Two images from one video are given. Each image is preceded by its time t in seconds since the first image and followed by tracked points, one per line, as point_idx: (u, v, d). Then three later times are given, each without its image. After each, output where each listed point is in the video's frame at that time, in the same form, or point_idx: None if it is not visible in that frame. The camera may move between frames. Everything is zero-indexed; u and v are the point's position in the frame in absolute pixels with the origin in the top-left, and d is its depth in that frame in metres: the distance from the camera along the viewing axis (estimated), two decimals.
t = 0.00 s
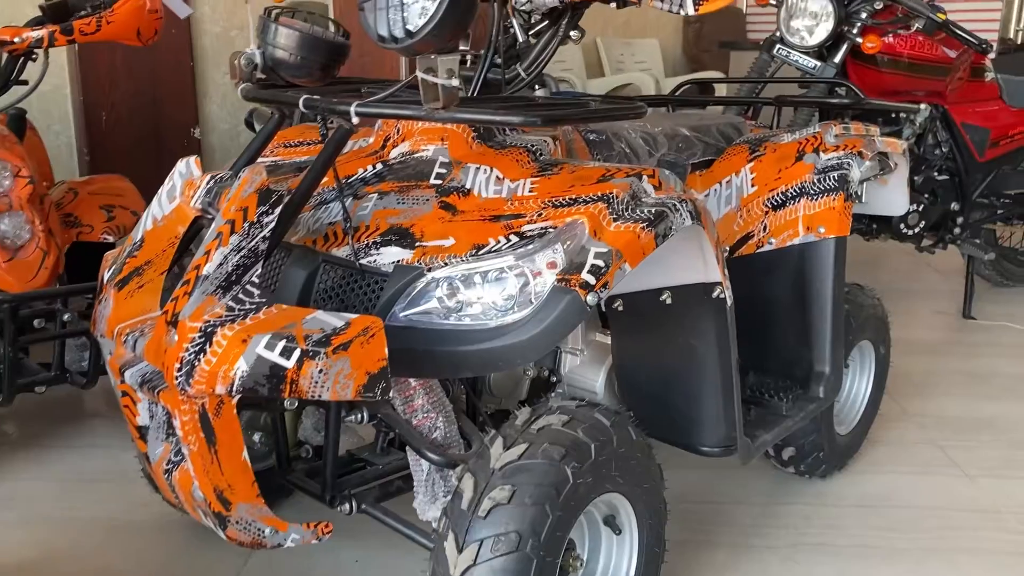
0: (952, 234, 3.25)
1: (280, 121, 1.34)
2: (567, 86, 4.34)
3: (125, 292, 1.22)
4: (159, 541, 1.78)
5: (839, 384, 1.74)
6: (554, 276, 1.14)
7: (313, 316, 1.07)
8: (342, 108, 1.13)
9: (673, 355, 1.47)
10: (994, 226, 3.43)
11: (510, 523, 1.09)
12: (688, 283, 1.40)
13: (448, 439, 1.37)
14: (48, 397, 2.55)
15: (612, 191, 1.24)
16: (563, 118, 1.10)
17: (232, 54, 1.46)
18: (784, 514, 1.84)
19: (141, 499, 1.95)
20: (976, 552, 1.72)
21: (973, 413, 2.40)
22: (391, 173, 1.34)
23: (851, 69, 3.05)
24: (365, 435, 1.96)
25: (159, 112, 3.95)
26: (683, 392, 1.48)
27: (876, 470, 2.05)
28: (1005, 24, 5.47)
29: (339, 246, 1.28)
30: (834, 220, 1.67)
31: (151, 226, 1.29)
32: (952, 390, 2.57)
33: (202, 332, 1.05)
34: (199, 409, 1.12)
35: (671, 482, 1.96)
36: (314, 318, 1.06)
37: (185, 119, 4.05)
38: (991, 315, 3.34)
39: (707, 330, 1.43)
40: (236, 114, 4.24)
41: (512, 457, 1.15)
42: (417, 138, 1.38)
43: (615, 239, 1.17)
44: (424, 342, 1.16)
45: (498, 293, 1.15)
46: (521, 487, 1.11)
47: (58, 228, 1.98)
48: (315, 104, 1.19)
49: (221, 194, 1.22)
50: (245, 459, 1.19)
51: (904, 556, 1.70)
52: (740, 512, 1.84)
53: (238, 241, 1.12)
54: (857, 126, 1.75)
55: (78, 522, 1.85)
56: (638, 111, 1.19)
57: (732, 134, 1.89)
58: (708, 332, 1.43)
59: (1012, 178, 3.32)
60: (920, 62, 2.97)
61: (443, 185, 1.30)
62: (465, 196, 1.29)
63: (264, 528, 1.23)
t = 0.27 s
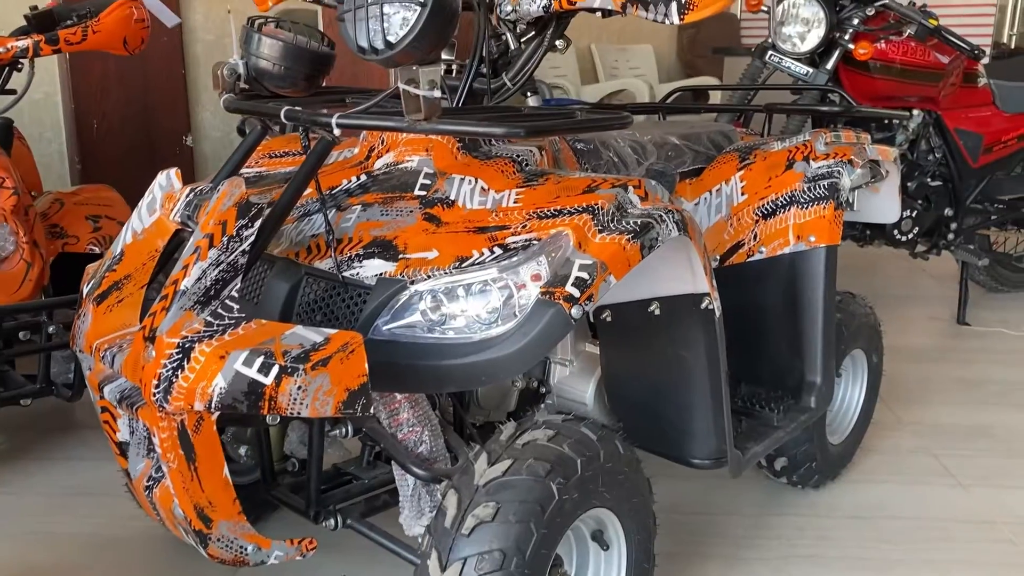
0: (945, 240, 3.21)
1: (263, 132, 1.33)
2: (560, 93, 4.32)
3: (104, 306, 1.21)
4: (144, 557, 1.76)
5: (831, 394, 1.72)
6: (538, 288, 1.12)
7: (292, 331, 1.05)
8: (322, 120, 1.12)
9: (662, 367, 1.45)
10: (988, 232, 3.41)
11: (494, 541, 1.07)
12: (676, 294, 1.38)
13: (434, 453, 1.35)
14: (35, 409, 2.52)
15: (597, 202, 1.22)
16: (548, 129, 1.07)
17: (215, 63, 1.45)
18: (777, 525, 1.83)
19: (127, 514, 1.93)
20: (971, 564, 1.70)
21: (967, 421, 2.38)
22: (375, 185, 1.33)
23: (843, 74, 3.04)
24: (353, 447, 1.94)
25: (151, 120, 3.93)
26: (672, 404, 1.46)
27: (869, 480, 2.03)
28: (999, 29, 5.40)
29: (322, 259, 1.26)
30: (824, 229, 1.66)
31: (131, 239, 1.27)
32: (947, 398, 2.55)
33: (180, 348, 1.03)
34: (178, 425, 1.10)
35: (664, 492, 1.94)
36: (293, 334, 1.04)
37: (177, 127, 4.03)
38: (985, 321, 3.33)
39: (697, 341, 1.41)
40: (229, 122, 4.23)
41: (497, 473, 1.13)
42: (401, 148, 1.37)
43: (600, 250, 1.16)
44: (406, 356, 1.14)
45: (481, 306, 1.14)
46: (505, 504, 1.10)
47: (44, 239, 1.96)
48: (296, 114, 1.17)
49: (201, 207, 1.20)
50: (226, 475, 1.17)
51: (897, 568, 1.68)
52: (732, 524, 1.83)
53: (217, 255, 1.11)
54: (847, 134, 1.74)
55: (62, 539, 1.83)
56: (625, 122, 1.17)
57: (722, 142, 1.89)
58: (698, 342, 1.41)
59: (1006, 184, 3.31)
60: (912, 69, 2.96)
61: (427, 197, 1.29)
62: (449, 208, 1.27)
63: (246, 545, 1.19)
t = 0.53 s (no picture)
0: (944, 246, 3.22)
1: (253, 142, 1.32)
2: (557, 100, 4.31)
3: (90, 319, 1.19)
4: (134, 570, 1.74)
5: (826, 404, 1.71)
6: (530, 300, 1.11)
7: (279, 345, 1.03)
8: (311, 130, 1.10)
9: (658, 378, 1.43)
10: (986, 238, 3.40)
11: (485, 557, 1.06)
12: (671, 305, 1.36)
13: (426, 466, 1.33)
14: (27, 420, 2.50)
15: (590, 212, 1.21)
16: (539, 139, 1.06)
17: (203, 75, 1.42)
18: (775, 536, 1.81)
19: (118, 526, 1.91)
20: None
21: (966, 429, 2.37)
22: (365, 195, 1.31)
23: (840, 80, 3.01)
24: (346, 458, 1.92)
25: (146, 128, 3.90)
26: (668, 416, 1.44)
27: (868, 490, 2.01)
28: (995, 35, 5.40)
29: (311, 270, 1.24)
30: (821, 238, 1.64)
31: (118, 251, 1.26)
32: (946, 406, 2.54)
33: (166, 362, 1.01)
34: (164, 441, 1.09)
35: (660, 503, 1.93)
36: (281, 348, 1.03)
37: (172, 135, 4.00)
38: (984, 328, 3.31)
39: (692, 352, 1.40)
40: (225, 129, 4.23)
41: (489, 488, 1.12)
42: (392, 158, 1.35)
43: (592, 262, 1.15)
44: (397, 369, 1.13)
45: (473, 318, 1.12)
46: (497, 520, 1.08)
47: (34, 250, 1.94)
48: (284, 124, 1.15)
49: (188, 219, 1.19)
50: (214, 490, 1.16)
51: None
52: (729, 534, 1.81)
53: (204, 268, 1.09)
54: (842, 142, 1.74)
55: (52, 552, 1.81)
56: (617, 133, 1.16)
57: (717, 148, 1.88)
58: (693, 353, 1.39)
59: (1005, 189, 3.30)
60: (909, 74, 2.95)
61: (418, 208, 1.27)
62: (440, 218, 1.26)
63: (235, 561, 1.17)
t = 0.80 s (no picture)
0: (942, 250, 3.22)
1: (246, 147, 1.30)
2: (554, 105, 4.31)
3: (81, 327, 1.18)
4: None
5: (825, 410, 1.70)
6: (525, 308, 1.10)
7: (272, 353, 1.02)
8: (304, 136, 1.09)
9: (656, 384, 1.43)
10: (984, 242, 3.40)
11: (480, 567, 1.04)
12: (668, 311, 1.35)
13: (421, 474, 1.32)
14: (23, 427, 2.49)
15: (585, 219, 1.20)
16: (534, 144, 1.05)
17: (199, 79, 1.43)
18: (773, 543, 1.80)
19: (112, 534, 1.90)
20: None
21: (965, 435, 2.36)
22: (360, 201, 1.30)
23: (837, 84, 3.02)
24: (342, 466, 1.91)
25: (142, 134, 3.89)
26: (666, 422, 1.44)
27: (866, 496, 2.00)
28: (993, 37, 5.49)
29: (305, 277, 1.23)
30: (818, 243, 1.64)
31: (110, 258, 1.25)
32: (944, 411, 2.53)
33: (157, 371, 1.00)
34: (156, 450, 1.08)
35: (658, 510, 1.92)
36: (273, 356, 1.02)
37: (169, 141, 4.02)
38: (982, 332, 3.31)
39: (689, 358, 1.39)
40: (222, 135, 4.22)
41: (484, 497, 1.11)
42: (387, 164, 1.34)
43: (588, 268, 1.14)
44: (391, 377, 1.12)
45: (468, 325, 1.11)
46: (492, 529, 1.07)
47: (27, 256, 1.94)
48: (277, 130, 1.14)
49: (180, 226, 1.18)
50: (206, 499, 1.15)
51: None
52: (727, 541, 1.80)
53: (195, 275, 1.08)
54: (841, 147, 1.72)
55: (46, 561, 1.80)
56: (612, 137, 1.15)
57: (713, 154, 1.87)
58: (690, 360, 1.38)
59: (1002, 193, 3.29)
60: (906, 79, 2.95)
61: (413, 214, 1.26)
62: (435, 224, 1.25)
63: (229, 570, 1.15)
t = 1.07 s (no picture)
0: (941, 254, 3.23)
1: (246, 153, 1.30)
2: (553, 109, 4.32)
3: (82, 332, 1.18)
4: None
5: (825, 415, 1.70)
6: (525, 312, 1.10)
7: (271, 358, 1.02)
8: (304, 142, 1.10)
9: (656, 388, 1.42)
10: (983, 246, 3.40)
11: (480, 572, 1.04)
12: (667, 316, 1.36)
13: (421, 479, 1.32)
14: (22, 432, 2.49)
15: (585, 223, 1.20)
16: (533, 150, 1.06)
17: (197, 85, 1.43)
18: (774, 547, 1.80)
19: (112, 539, 1.90)
20: None
21: (965, 439, 2.36)
22: (359, 207, 1.31)
23: (836, 89, 3.04)
24: (341, 471, 1.91)
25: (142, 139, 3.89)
26: (665, 426, 1.44)
27: (867, 500, 2.00)
28: (991, 42, 5.43)
29: (305, 282, 1.23)
30: (818, 247, 1.64)
31: (110, 263, 1.25)
32: (944, 415, 2.53)
33: (157, 376, 1.00)
34: (156, 455, 1.08)
35: (658, 514, 1.92)
36: (273, 361, 1.02)
37: (168, 146, 4.03)
38: (982, 336, 3.31)
39: (689, 362, 1.39)
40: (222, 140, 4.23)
41: (484, 501, 1.11)
42: (387, 169, 1.35)
43: (587, 273, 1.14)
44: (391, 382, 1.12)
45: (467, 330, 1.11)
46: (492, 534, 1.07)
47: (28, 262, 1.94)
48: (276, 136, 1.14)
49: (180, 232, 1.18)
50: (207, 504, 1.15)
51: None
52: (727, 545, 1.80)
53: (195, 280, 1.08)
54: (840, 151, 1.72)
55: (46, 565, 1.80)
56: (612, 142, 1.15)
57: (712, 158, 1.88)
58: (689, 364, 1.38)
59: (1002, 197, 3.30)
60: (905, 83, 2.97)
61: (412, 219, 1.27)
62: (435, 229, 1.25)
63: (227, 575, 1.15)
